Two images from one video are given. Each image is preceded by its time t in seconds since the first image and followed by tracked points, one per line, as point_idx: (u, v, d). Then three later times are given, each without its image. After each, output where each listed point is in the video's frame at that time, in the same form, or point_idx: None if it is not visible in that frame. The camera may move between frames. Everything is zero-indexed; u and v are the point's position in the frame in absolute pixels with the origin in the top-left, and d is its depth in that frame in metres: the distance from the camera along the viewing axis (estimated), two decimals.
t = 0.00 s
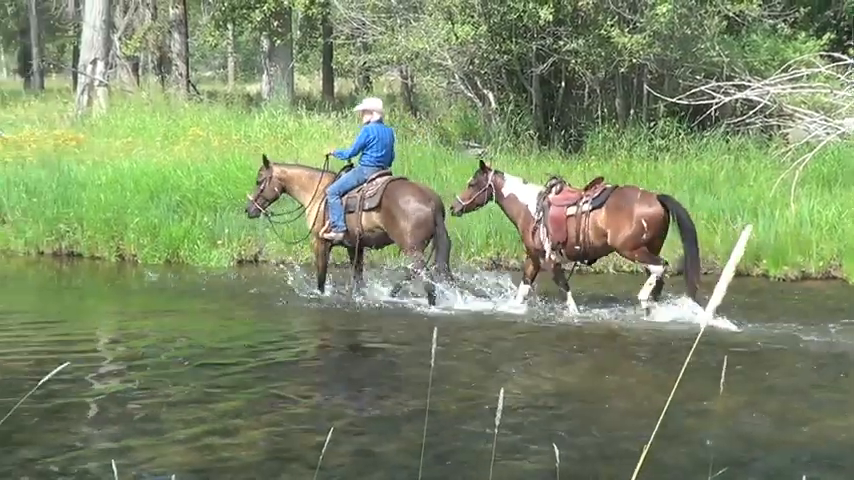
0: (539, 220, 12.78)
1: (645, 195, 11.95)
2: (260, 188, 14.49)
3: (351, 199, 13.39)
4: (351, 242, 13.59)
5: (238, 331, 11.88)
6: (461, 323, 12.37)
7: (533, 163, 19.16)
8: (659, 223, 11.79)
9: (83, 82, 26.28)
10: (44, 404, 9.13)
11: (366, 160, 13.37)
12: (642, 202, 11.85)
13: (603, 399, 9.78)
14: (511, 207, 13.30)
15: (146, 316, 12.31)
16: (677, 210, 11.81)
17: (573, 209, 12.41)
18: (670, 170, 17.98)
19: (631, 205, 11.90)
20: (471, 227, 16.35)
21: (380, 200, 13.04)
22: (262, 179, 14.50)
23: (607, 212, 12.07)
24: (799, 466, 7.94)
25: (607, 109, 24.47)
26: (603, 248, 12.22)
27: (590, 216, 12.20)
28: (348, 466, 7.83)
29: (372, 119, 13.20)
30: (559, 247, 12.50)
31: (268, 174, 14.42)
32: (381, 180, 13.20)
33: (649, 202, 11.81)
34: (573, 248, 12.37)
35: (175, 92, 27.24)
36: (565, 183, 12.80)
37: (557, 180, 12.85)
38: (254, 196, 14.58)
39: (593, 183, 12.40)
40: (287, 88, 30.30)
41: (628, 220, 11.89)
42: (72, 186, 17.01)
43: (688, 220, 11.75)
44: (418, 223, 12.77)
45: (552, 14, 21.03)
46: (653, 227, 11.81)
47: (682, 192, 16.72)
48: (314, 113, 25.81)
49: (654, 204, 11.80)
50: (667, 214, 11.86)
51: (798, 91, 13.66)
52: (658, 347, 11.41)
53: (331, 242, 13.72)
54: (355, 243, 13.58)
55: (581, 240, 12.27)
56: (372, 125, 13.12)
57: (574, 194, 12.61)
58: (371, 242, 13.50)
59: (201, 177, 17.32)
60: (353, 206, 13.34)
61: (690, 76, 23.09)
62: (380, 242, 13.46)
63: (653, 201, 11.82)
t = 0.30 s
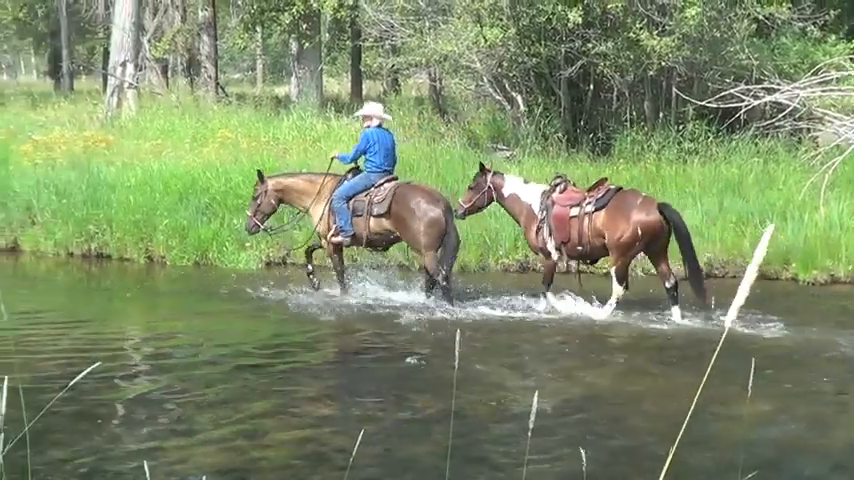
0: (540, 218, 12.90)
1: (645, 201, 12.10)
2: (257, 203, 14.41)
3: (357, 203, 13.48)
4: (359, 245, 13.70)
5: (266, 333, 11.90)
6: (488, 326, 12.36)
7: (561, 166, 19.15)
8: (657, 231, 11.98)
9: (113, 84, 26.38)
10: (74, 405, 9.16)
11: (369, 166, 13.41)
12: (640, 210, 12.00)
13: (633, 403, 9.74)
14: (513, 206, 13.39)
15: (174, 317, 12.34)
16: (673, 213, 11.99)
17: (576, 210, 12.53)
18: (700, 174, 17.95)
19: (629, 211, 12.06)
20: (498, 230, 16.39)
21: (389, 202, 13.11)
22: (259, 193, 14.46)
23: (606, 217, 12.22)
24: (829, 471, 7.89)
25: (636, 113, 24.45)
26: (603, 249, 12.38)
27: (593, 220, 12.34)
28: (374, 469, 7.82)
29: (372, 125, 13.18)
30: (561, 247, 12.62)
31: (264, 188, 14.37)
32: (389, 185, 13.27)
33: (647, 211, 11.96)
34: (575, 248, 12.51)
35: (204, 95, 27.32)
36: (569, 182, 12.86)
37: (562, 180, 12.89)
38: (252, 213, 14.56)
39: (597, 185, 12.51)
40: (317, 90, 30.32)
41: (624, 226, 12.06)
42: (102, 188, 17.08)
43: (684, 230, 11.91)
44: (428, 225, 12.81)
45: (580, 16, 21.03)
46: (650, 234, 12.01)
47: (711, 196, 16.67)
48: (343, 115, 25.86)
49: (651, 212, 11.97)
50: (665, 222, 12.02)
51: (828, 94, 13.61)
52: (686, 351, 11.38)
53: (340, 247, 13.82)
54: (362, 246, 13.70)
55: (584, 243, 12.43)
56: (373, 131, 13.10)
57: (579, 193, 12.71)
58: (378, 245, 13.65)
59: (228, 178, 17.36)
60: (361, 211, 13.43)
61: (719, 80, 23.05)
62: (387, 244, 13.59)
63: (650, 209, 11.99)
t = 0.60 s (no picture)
0: (540, 219, 13.00)
1: (644, 202, 12.11)
2: (262, 205, 14.48)
3: (365, 201, 13.55)
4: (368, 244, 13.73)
5: (293, 333, 11.92)
6: (514, 326, 12.36)
7: (588, 167, 19.15)
8: (657, 231, 11.99)
9: (140, 86, 26.46)
10: (102, 406, 9.19)
11: (373, 163, 13.49)
12: (640, 210, 12.02)
13: (660, 403, 9.73)
14: (512, 204, 13.54)
15: (200, 318, 12.38)
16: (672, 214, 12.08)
17: (576, 211, 12.59)
18: (727, 173, 17.92)
19: (628, 212, 12.08)
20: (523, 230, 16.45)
21: (391, 200, 13.42)
22: (263, 196, 14.52)
23: (606, 217, 12.27)
24: None
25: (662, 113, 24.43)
26: (603, 248, 12.43)
27: (593, 220, 12.39)
28: (401, 469, 7.83)
29: (374, 123, 13.26)
30: (557, 246, 12.76)
31: (268, 190, 14.43)
32: (394, 181, 13.53)
33: (647, 211, 11.98)
34: (571, 248, 12.59)
35: (230, 96, 27.37)
36: (570, 182, 12.97)
37: (563, 179, 13.03)
38: (257, 216, 14.61)
39: (597, 186, 12.55)
40: (343, 91, 30.35)
41: (624, 226, 12.07)
42: (128, 189, 17.15)
43: (683, 232, 11.91)
44: (429, 216, 13.33)
45: (606, 16, 21.01)
46: (651, 234, 12.00)
47: (737, 196, 16.64)
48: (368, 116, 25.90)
49: (651, 212, 11.98)
50: (666, 222, 12.06)
51: None
52: (714, 351, 11.36)
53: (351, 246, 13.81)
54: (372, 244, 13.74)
55: (581, 244, 12.49)
56: (378, 129, 13.17)
57: (579, 194, 12.79)
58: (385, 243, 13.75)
59: (253, 179, 17.43)
60: (371, 208, 13.52)
61: (746, 79, 23.01)
62: (392, 242, 13.75)
63: (650, 209, 12.01)
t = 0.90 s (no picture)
0: (538, 219, 13.00)
1: (643, 200, 12.04)
2: (262, 201, 14.65)
3: (364, 202, 13.66)
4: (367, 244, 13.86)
5: (317, 334, 11.94)
6: (538, 327, 12.34)
7: (612, 167, 19.12)
8: (656, 228, 11.90)
9: (165, 87, 26.55)
10: (127, 406, 9.22)
11: (374, 165, 13.61)
12: (639, 207, 11.95)
13: (685, 404, 9.72)
14: (515, 205, 13.57)
15: (224, 319, 12.42)
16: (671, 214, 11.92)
17: (572, 211, 12.58)
18: (752, 173, 17.88)
19: (627, 210, 12.02)
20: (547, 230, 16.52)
21: (393, 200, 13.42)
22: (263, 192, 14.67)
23: (606, 215, 12.22)
24: None
25: (688, 113, 24.39)
26: (602, 246, 12.41)
27: (591, 219, 12.36)
28: (426, 469, 7.83)
29: (376, 126, 13.40)
30: (556, 246, 12.76)
31: (268, 187, 14.59)
32: (394, 183, 13.56)
33: (646, 208, 11.91)
34: (569, 247, 12.60)
35: (254, 97, 27.42)
36: (567, 182, 12.97)
37: (560, 181, 13.03)
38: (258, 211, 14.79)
39: (593, 184, 12.53)
40: (367, 91, 30.38)
41: (625, 224, 12.01)
42: (154, 190, 17.20)
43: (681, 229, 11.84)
44: (429, 221, 13.25)
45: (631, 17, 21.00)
46: (651, 232, 11.91)
47: (762, 196, 16.59)
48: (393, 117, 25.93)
49: (650, 209, 11.91)
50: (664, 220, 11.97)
51: None
52: (739, 352, 11.34)
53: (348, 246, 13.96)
54: (368, 244, 13.87)
55: (580, 242, 12.49)
56: (380, 132, 13.30)
57: (573, 194, 12.79)
58: (383, 244, 13.84)
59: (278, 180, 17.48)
60: (370, 209, 13.61)
61: (772, 79, 22.95)
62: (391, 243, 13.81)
63: (649, 206, 11.93)
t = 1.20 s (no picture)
0: (539, 216, 13.04)
1: (643, 208, 11.99)
2: (263, 201, 14.82)
3: (360, 205, 13.67)
4: (361, 247, 13.88)
5: (342, 336, 11.95)
6: (562, 332, 12.33)
7: (639, 172, 19.10)
8: (656, 236, 11.86)
9: (193, 90, 26.64)
10: (152, 408, 9.24)
11: (370, 168, 13.63)
12: (639, 215, 11.90)
13: (709, 409, 9.69)
14: (514, 206, 13.57)
15: (248, 321, 12.44)
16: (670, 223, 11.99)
17: (573, 212, 12.57)
18: (779, 179, 17.84)
19: (627, 218, 11.97)
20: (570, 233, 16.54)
21: (391, 200, 13.46)
22: (264, 192, 14.86)
23: (606, 222, 12.18)
24: None
25: (714, 118, 24.34)
26: (601, 250, 12.40)
27: (592, 224, 12.34)
28: (450, 474, 7.83)
29: (374, 128, 13.45)
30: (555, 245, 12.78)
31: (268, 187, 14.77)
32: (390, 185, 13.55)
33: (646, 217, 11.86)
34: (569, 248, 12.60)
35: (281, 100, 27.46)
36: (570, 183, 12.96)
37: (563, 181, 13.03)
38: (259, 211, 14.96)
39: (594, 187, 12.48)
40: (394, 95, 30.40)
41: (625, 232, 11.96)
42: (181, 193, 17.23)
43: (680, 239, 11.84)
44: (429, 218, 13.34)
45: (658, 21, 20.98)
46: (652, 239, 11.85)
47: (789, 202, 16.55)
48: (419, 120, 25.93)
49: (650, 217, 11.85)
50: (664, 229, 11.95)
51: None
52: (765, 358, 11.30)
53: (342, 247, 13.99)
54: (364, 247, 13.89)
55: (579, 244, 12.49)
56: (377, 134, 13.34)
57: (575, 195, 12.77)
58: (380, 246, 13.86)
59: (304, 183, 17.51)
60: (365, 212, 13.64)
61: (799, 85, 22.90)
62: (389, 244, 13.83)
63: (648, 214, 11.88)
